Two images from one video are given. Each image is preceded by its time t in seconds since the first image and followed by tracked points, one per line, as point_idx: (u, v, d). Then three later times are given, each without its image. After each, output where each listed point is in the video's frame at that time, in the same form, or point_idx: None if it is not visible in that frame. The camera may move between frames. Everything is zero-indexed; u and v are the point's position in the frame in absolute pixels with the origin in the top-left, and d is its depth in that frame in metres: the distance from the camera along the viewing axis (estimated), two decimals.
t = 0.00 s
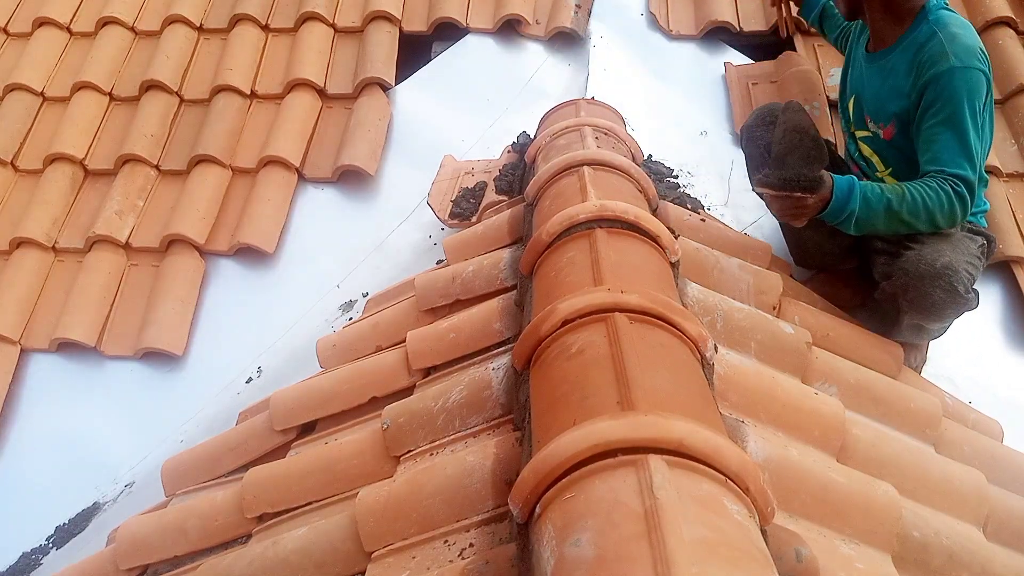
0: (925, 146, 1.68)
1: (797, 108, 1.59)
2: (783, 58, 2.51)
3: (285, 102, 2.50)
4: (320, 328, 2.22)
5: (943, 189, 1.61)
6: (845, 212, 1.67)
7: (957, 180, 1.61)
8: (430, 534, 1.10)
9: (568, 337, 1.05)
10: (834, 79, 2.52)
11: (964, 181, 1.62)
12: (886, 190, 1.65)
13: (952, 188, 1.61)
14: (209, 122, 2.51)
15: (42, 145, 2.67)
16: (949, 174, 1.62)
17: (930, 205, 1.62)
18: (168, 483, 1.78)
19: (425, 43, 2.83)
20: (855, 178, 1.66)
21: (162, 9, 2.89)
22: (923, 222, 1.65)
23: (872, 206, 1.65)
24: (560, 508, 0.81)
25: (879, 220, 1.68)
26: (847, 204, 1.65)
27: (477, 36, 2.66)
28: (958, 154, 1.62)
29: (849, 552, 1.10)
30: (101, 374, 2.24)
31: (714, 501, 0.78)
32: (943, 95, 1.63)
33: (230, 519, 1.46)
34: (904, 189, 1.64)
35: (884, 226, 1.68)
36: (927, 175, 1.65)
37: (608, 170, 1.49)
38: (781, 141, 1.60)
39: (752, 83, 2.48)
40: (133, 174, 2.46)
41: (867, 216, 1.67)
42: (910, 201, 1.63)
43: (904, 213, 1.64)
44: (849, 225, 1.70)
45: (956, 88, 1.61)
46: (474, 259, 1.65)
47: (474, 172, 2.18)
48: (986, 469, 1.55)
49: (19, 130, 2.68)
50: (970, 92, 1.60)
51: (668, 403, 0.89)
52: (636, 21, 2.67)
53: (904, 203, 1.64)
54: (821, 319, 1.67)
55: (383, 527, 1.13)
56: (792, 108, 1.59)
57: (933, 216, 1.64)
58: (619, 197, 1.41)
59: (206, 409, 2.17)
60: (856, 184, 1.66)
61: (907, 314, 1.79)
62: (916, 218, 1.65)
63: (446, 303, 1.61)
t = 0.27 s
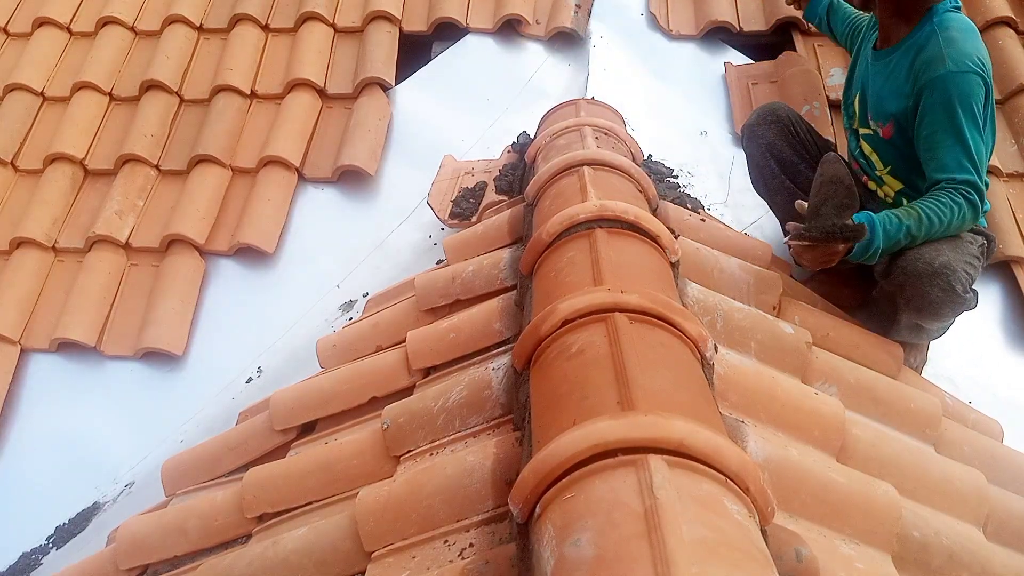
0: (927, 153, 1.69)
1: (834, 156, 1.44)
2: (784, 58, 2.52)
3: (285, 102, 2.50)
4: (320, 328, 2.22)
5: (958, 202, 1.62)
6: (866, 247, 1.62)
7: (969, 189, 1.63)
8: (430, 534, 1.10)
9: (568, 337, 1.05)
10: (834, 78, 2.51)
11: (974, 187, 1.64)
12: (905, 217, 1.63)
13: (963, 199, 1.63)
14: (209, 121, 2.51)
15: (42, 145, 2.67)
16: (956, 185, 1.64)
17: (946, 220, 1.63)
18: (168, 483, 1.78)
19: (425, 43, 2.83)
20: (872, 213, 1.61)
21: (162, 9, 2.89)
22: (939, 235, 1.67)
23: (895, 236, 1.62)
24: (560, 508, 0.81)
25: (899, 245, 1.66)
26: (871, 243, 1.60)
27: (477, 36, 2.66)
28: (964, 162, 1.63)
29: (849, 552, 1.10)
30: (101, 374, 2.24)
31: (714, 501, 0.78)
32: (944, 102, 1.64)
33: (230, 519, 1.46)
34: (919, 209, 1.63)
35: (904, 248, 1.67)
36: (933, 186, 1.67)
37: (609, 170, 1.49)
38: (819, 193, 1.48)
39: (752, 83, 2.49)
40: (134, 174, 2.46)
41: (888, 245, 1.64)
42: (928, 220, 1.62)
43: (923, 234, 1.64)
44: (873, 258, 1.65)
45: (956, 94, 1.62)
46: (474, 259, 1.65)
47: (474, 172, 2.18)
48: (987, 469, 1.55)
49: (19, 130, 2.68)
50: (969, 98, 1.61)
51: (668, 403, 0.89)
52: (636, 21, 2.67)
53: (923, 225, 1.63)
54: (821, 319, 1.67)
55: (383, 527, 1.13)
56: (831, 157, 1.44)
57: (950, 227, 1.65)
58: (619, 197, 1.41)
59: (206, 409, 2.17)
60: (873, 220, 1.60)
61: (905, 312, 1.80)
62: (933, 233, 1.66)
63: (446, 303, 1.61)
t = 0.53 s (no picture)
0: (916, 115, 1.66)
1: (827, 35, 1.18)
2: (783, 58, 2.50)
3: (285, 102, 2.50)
4: (320, 328, 2.22)
5: (938, 147, 1.53)
6: (839, 158, 1.48)
7: (952, 138, 1.55)
8: (430, 534, 1.10)
9: (567, 337, 1.05)
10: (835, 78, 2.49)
11: (957, 139, 1.56)
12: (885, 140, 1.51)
13: (948, 143, 1.54)
14: (208, 121, 2.51)
15: (42, 145, 2.67)
16: (941, 131, 1.56)
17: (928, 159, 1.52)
18: (168, 482, 1.78)
19: (425, 44, 2.83)
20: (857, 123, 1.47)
21: (162, 9, 2.89)
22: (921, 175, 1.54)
23: (870, 153, 1.49)
24: (560, 508, 0.81)
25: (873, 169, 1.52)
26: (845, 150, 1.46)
27: (477, 36, 2.66)
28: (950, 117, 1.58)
29: (849, 552, 1.10)
30: (101, 374, 2.24)
31: (713, 501, 0.78)
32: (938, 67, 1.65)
33: (230, 519, 1.46)
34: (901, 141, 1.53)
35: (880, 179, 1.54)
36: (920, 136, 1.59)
37: (609, 170, 1.49)
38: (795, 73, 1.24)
39: (751, 83, 2.48)
40: (134, 174, 2.46)
41: (864, 165, 1.50)
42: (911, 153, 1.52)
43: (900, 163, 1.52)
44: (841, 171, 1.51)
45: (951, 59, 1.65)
46: (474, 259, 1.65)
47: (474, 172, 2.18)
48: (987, 469, 1.55)
49: (19, 130, 2.68)
50: (959, 60, 1.64)
51: (668, 403, 0.89)
52: (636, 21, 2.67)
53: (901, 153, 1.51)
54: (821, 319, 1.67)
55: (383, 527, 1.13)
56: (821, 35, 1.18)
57: (931, 168, 1.53)
58: (619, 197, 1.41)
59: (207, 409, 2.17)
60: (857, 131, 1.47)
61: (911, 311, 1.78)
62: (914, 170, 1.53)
63: (446, 302, 1.61)
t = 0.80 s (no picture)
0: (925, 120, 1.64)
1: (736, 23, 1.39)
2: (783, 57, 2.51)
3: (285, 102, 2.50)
4: (320, 328, 2.22)
5: (904, 146, 1.55)
6: (788, 140, 1.60)
7: (925, 142, 1.54)
8: (430, 534, 1.10)
9: (567, 338, 1.05)
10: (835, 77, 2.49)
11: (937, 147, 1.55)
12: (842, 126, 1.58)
13: (918, 147, 1.54)
14: (209, 121, 2.51)
15: (43, 145, 2.67)
16: (920, 134, 1.56)
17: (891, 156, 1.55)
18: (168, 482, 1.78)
19: (425, 44, 2.83)
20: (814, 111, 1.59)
21: (162, 9, 2.89)
22: (875, 171, 1.58)
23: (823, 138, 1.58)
24: (560, 508, 0.81)
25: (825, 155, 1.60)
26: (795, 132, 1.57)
27: (477, 36, 2.66)
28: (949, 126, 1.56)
29: (849, 552, 1.10)
30: (101, 374, 2.24)
31: (713, 501, 0.78)
32: (966, 78, 1.59)
33: (230, 519, 1.46)
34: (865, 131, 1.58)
35: (830, 167, 1.61)
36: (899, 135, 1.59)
37: (608, 170, 1.49)
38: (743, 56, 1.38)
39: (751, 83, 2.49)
40: (134, 174, 2.46)
41: (813, 148, 1.59)
42: (872, 147, 1.56)
43: (854, 154, 1.57)
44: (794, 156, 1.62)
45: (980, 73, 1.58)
46: (474, 259, 1.65)
47: (474, 172, 2.18)
48: (987, 469, 1.55)
49: (19, 130, 2.68)
50: (992, 77, 1.58)
51: (668, 403, 0.89)
52: (636, 21, 2.67)
53: (859, 143, 1.56)
54: (821, 319, 1.67)
55: (384, 527, 1.13)
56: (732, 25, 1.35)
57: (886, 166, 1.56)
58: (619, 197, 1.41)
59: (207, 409, 2.17)
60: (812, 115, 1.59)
61: (904, 314, 1.79)
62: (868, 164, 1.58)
63: (446, 302, 1.61)
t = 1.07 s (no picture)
0: (942, 138, 1.63)
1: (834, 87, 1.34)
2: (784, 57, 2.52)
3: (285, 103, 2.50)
4: (319, 328, 2.22)
5: (967, 181, 1.56)
6: (868, 205, 1.59)
7: (980, 171, 1.57)
8: (430, 534, 1.10)
9: (567, 338, 1.05)
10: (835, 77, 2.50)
11: (984, 172, 1.57)
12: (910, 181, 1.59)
13: (976, 178, 1.56)
14: (209, 121, 2.51)
15: (43, 145, 2.67)
16: (970, 164, 1.57)
17: (958, 198, 1.56)
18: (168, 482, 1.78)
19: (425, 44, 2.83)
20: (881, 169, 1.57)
21: (162, 9, 2.89)
22: (946, 213, 1.60)
23: (897, 198, 1.58)
24: (559, 508, 0.81)
25: (903, 211, 1.61)
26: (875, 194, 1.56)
27: (477, 37, 2.66)
28: (983, 147, 1.57)
29: (850, 552, 1.10)
30: (101, 374, 2.24)
31: (713, 501, 0.78)
32: (967, 93, 1.58)
33: (230, 520, 1.46)
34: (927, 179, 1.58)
35: (907, 218, 1.62)
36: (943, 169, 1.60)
37: (608, 170, 1.49)
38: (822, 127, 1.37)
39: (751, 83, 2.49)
40: (134, 174, 2.46)
41: (891, 208, 1.59)
42: (934, 192, 1.57)
43: (928, 203, 1.58)
44: (872, 217, 1.62)
45: (978, 84, 1.57)
46: (474, 259, 1.65)
47: (474, 172, 2.19)
48: (987, 469, 1.55)
49: (19, 130, 2.68)
50: (993, 87, 1.57)
51: (668, 403, 0.89)
52: (636, 21, 2.67)
53: (929, 193, 1.58)
54: (821, 319, 1.67)
55: (384, 527, 1.13)
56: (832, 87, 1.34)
57: (958, 209, 1.58)
58: (619, 197, 1.41)
59: (206, 409, 2.17)
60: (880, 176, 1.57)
61: (906, 315, 1.79)
62: (937, 207, 1.59)
63: (446, 302, 1.61)
